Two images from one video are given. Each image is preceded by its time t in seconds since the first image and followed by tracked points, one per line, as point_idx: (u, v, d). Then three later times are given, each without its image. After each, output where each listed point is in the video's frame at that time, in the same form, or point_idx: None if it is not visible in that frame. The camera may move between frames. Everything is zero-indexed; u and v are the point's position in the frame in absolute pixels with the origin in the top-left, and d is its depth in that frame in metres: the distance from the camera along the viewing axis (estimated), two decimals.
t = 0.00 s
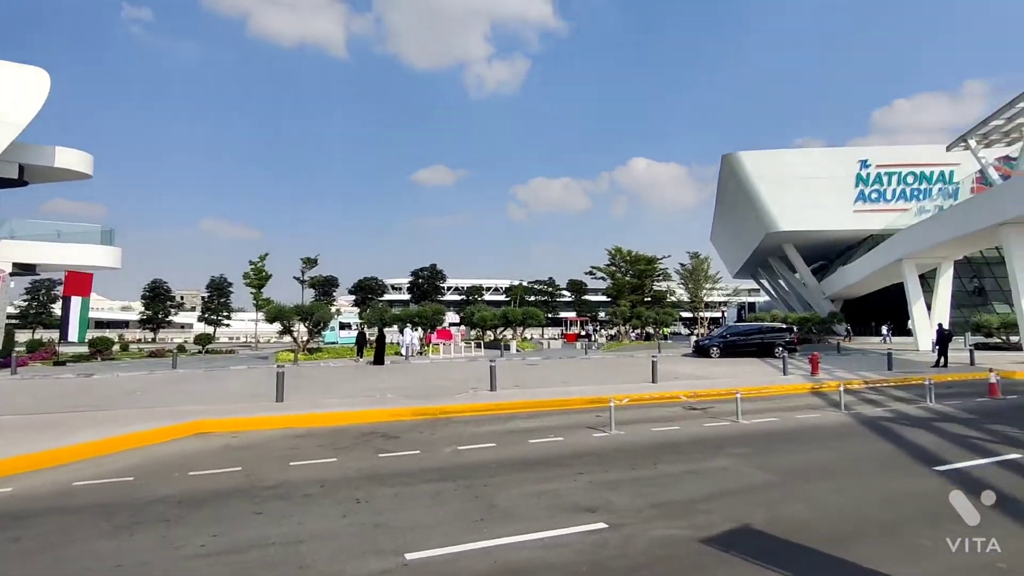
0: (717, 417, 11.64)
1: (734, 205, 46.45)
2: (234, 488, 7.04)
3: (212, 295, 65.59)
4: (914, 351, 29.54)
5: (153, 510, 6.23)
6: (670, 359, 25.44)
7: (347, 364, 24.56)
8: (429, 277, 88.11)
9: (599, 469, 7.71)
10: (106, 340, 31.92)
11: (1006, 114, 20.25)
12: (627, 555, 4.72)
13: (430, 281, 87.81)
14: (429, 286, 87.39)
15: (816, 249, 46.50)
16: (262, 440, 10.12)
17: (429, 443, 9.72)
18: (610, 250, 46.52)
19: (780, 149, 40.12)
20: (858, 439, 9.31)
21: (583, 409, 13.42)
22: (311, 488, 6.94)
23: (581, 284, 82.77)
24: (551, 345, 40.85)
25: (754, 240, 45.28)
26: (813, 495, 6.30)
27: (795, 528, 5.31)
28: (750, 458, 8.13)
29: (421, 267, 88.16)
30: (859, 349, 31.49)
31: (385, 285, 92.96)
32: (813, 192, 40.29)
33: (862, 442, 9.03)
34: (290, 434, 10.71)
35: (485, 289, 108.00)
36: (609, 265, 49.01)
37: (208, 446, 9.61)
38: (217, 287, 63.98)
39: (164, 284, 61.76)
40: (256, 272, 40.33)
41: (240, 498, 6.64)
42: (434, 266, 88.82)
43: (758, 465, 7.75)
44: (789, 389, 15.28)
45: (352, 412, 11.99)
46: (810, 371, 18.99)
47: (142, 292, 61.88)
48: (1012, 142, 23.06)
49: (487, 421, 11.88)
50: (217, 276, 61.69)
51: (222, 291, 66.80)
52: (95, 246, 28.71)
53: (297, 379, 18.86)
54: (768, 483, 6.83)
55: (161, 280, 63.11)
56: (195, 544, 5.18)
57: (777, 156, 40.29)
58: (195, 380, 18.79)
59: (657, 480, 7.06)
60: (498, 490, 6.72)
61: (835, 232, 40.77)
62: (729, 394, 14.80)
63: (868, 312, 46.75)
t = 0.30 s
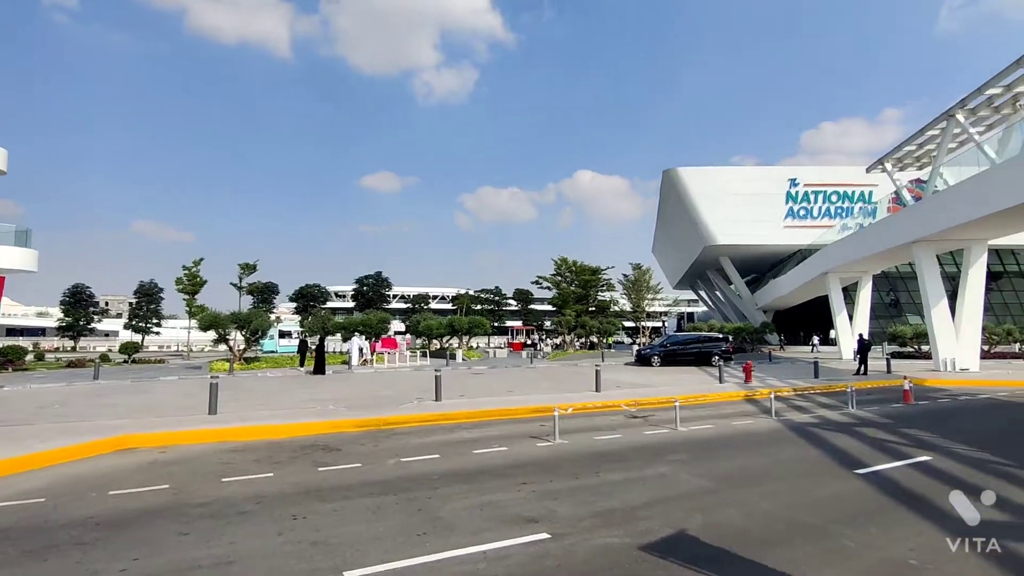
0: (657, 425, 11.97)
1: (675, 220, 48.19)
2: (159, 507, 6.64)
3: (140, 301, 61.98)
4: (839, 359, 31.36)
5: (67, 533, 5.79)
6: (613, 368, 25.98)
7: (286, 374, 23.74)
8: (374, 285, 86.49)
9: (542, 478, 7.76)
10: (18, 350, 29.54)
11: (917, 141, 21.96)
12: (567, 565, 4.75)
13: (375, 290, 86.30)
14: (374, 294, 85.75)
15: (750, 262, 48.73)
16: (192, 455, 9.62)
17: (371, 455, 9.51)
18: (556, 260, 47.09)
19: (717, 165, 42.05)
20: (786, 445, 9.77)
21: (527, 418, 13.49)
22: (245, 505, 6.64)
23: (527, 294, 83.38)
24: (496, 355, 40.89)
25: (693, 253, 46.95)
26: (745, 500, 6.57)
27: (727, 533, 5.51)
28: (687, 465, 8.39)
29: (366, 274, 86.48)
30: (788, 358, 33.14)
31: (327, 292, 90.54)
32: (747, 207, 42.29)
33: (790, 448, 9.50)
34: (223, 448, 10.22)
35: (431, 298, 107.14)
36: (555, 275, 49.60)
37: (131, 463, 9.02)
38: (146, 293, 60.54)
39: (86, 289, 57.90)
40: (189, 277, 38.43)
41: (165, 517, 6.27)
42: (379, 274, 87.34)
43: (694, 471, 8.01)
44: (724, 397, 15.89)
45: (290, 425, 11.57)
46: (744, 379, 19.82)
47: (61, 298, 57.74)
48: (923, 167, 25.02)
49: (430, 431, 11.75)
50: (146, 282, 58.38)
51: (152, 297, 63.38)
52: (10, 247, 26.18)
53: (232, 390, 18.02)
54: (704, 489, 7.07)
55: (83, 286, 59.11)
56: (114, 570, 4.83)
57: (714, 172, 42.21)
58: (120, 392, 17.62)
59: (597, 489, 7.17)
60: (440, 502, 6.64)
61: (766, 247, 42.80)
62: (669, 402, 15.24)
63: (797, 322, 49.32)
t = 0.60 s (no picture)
0: (619, 428, 12.14)
1: (637, 226, 49.08)
2: (106, 519, 6.36)
3: (87, 303, 59.32)
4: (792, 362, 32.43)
5: (5, 548, 5.48)
6: (576, 371, 26.26)
7: (242, 379, 23.05)
8: (336, 287, 85.02)
9: (505, 482, 7.76)
10: None
11: (866, 153, 22.96)
12: (530, 569, 4.77)
13: (337, 292, 84.84)
14: (336, 297, 84.27)
15: (709, 268, 49.98)
16: (143, 463, 9.25)
17: (332, 461, 9.34)
18: (520, 264, 47.21)
19: (677, 173, 43.16)
20: (742, 446, 10.05)
21: (491, 422, 13.48)
22: (198, 515, 6.43)
23: (491, 297, 83.38)
24: (461, 358, 40.72)
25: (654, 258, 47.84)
26: (704, 501, 6.72)
27: (687, 533, 5.62)
28: (648, 467, 8.53)
29: (328, 277, 85.01)
30: (745, 361, 34.08)
31: (287, 295, 88.54)
32: (706, 215, 43.37)
33: (747, 449, 9.78)
34: (176, 456, 9.85)
35: (395, 300, 106.02)
36: (520, 279, 49.76)
37: (76, 473, 8.61)
38: (94, 294, 57.96)
39: (29, 290, 55.07)
40: (141, 278, 37.00)
41: (113, 529, 6.01)
42: (342, 276, 85.99)
43: (655, 473, 8.15)
44: (684, 400, 16.23)
45: (247, 431, 11.25)
46: (703, 382, 20.31)
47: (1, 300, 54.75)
48: (870, 178, 26.14)
49: (393, 436, 11.61)
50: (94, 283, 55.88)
51: (100, 299, 60.83)
52: None
53: (186, 395, 17.43)
54: (664, 491, 7.21)
55: (25, 287, 56.19)
56: None
57: (675, 179, 43.30)
58: (65, 399, 16.79)
59: (560, 492, 7.23)
60: (402, 509, 6.56)
61: (724, 253, 43.91)
62: (630, 405, 15.47)
63: (754, 326, 50.78)
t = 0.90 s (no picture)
0: (586, 430, 12.25)
1: (605, 230, 49.80)
2: (55, 531, 6.09)
3: (36, 304, 56.77)
4: (754, 364, 33.28)
5: None
6: (544, 374, 26.40)
7: (202, 383, 22.41)
8: (301, 290, 83.51)
9: (473, 486, 7.75)
10: None
11: (823, 162, 23.81)
12: (496, 573, 4.77)
13: (302, 295, 83.30)
14: (301, 299, 82.74)
15: (674, 272, 50.93)
16: (95, 472, 8.88)
17: (295, 467, 9.16)
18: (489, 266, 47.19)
19: (644, 178, 44.08)
20: (705, 447, 10.25)
21: (458, 425, 13.43)
22: (155, 525, 6.22)
23: (460, 301, 83.01)
24: (428, 361, 40.46)
25: (621, 262, 48.56)
26: (668, 501, 6.84)
27: (651, 534, 5.71)
28: (614, 469, 8.64)
29: (292, 279, 83.45)
30: (708, 363, 34.81)
31: (250, 297, 86.50)
32: (672, 220, 44.29)
33: (709, 450, 9.99)
34: (130, 464, 9.51)
35: (361, 303, 104.74)
36: (488, 281, 49.66)
37: (23, 483, 8.22)
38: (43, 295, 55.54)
39: None
40: (95, 279, 35.59)
41: (62, 541, 5.76)
42: (307, 278, 84.57)
43: (621, 475, 8.26)
44: (650, 402, 16.47)
45: (207, 437, 10.94)
46: (668, 384, 20.65)
47: None
48: (827, 186, 27.11)
49: (359, 441, 11.45)
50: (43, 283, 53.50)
51: (50, 300, 58.42)
52: None
53: (142, 400, 16.83)
54: (630, 492, 7.31)
55: None
56: None
57: (641, 185, 44.20)
58: (10, 405, 16.02)
59: (527, 495, 7.24)
60: (368, 514, 6.48)
61: (689, 258, 44.77)
62: (597, 407, 15.62)
63: (717, 329, 51.92)
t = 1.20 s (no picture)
0: (556, 432, 12.31)
1: (575, 235, 50.21)
2: (3, 543, 5.82)
3: None
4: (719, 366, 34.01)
5: None
6: (514, 377, 26.45)
7: (162, 388, 21.72)
8: (267, 292, 81.80)
9: (442, 490, 7.71)
10: None
11: (785, 170, 24.52)
12: None
13: (268, 297, 81.62)
14: (267, 301, 81.00)
15: (643, 276, 51.68)
16: (46, 481, 8.51)
17: (260, 473, 8.97)
18: (459, 270, 47.00)
19: (613, 183, 44.72)
20: (672, 448, 10.43)
21: (427, 429, 13.34)
22: (110, 535, 5.99)
23: (431, 304, 82.13)
24: (397, 364, 40.08)
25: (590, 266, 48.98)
26: (636, 503, 6.93)
27: (620, 535, 5.78)
28: (583, 471, 8.71)
29: (258, 280, 81.67)
30: (676, 366, 35.38)
31: (214, 299, 84.26)
32: (641, 225, 44.93)
33: (676, 451, 10.17)
34: (84, 472, 9.14)
35: (329, 306, 103.22)
36: (459, 284, 49.46)
37: None
38: None
39: None
40: (47, 280, 34.14)
41: (10, 554, 5.50)
42: (274, 280, 82.91)
43: (590, 477, 8.33)
44: (618, 404, 16.67)
45: (168, 443, 10.62)
46: (636, 387, 20.92)
47: None
48: (790, 194, 27.93)
49: (326, 446, 11.25)
50: None
51: None
52: None
53: (98, 406, 16.21)
54: (598, 494, 7.38)
55: None
56: None
57: (611, 190, 44.83)
58: None
59: (497, 498, 7.24)
60: (336, 521, 6.39)
61: (658, 262, 45.44)
62: (566, 410, 15.71)
63: (684, 332, 52.85)
